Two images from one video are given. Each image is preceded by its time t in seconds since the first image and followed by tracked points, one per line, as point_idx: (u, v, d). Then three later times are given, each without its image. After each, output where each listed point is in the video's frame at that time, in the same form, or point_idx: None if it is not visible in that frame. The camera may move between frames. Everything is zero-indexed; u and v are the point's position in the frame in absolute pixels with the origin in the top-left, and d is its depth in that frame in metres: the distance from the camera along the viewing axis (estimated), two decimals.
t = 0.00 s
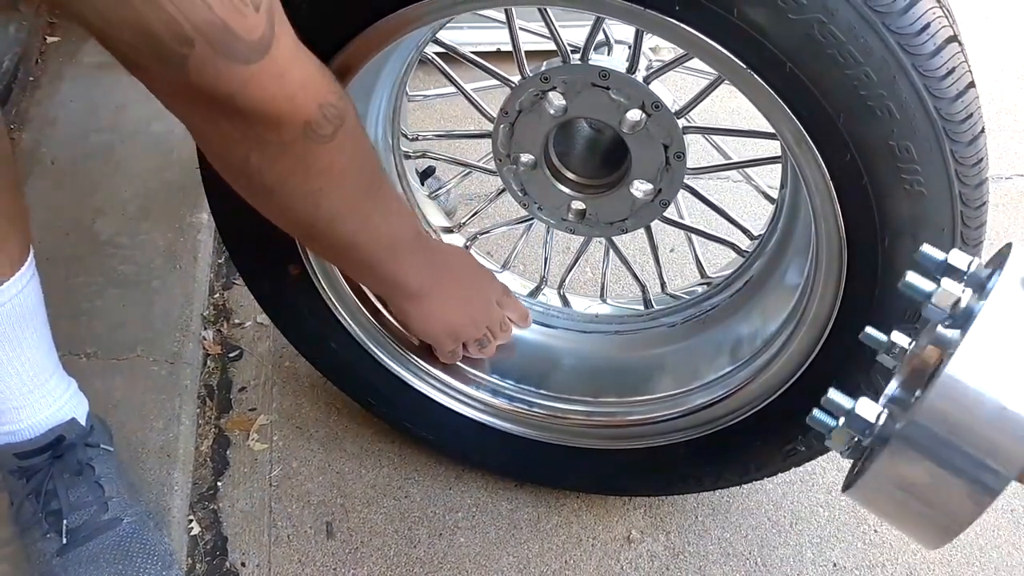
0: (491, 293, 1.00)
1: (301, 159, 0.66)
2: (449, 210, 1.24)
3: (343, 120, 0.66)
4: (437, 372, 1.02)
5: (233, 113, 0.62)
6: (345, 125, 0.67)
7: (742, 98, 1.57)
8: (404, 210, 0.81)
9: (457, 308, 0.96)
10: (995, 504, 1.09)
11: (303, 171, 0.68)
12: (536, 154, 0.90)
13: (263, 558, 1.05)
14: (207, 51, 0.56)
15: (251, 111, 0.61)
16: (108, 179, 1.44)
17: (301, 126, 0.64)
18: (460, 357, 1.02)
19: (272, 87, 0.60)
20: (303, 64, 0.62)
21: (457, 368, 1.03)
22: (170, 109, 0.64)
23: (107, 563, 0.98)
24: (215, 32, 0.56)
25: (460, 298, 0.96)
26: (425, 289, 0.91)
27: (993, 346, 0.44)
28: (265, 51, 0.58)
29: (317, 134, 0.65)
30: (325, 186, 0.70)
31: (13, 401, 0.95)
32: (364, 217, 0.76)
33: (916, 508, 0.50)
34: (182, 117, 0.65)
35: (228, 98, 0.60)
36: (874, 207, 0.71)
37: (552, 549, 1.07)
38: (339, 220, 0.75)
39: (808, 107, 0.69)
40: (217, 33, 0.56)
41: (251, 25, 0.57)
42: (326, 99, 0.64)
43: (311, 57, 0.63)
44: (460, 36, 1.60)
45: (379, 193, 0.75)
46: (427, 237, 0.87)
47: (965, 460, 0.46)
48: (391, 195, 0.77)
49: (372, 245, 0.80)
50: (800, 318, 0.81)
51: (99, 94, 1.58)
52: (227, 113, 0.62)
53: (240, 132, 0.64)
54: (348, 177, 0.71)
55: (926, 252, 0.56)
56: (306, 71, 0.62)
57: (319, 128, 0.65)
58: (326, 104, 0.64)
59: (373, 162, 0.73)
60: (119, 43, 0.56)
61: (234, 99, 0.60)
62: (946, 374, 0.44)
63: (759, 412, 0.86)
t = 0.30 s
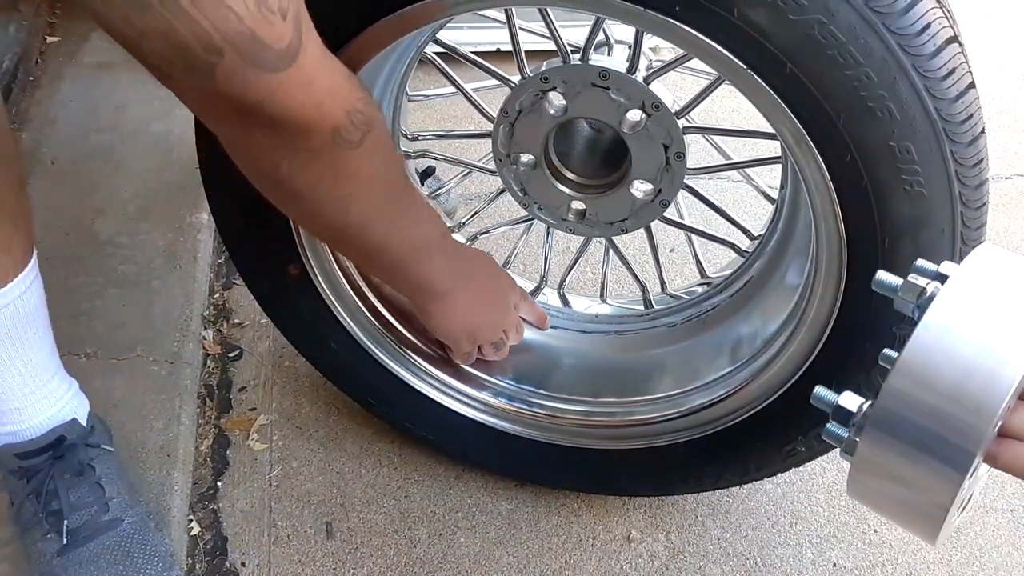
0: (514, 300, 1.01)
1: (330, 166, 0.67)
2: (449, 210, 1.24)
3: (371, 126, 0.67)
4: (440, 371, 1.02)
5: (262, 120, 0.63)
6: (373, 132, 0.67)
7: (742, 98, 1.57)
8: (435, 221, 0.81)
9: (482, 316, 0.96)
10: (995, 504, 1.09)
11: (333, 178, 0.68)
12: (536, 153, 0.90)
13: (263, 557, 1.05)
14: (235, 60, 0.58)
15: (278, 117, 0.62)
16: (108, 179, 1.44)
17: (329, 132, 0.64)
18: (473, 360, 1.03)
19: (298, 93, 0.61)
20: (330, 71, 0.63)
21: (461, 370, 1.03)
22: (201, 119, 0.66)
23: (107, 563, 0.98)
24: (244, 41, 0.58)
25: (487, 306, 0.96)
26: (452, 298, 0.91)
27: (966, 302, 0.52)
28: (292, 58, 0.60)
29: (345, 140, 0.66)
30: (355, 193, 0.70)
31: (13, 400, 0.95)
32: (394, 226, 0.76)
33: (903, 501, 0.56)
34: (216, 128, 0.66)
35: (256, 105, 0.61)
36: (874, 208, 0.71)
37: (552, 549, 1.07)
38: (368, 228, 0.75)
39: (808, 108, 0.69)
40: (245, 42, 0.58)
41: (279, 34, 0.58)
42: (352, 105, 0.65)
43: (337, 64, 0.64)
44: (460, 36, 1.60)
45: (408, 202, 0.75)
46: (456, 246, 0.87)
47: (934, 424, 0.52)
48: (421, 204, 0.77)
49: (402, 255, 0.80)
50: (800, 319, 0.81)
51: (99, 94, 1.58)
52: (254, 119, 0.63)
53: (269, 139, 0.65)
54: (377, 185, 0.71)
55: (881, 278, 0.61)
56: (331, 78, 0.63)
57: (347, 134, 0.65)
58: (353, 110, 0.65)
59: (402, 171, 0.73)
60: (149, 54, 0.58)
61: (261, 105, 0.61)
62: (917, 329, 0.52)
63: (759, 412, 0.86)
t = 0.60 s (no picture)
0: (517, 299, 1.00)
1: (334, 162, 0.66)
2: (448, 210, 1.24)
3: (376, 123, 0.66)
4: (440, 370, 1.02)
5: (266, 116, 0.63)
6: (378, 130, 0.67)
7: (742, 98, 1.57)
8: (438, 219, 0.80)
9: (485, 314, 0.96)
10: (996, 505, 1.09)
11: (337, 174, 0.68)
12: (535, 153, 0.90)
13: (263, 558, 1.05)
14: (242, 57, 0.58)
15: (283, 114, 0.62)
16: (106, 178, 1.44)
17: (334, 130, 0.64)
18: (469, 357, 1.03)
19: (305, 90, 0.61)
20: (335, 68, 0.63)
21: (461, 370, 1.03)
22: (206, 113, 0.66)
23: (107, 564, 0.98)
24: (251, 38, 0.58)
25: (490, 305, 0.96)
26: (454, 296, 0.91)
27: (948, 319, 0.53)
28: (299, 55, 0.60)
29: (349, 137, 0.65)
30: (358, 189, 0.70)
31: (14, 401, 0.94)
32: (396, 224, 0.76)
33: (903, 504, 0.57)
34: (221, 125, 0.66)
35: (261, 102, 0.61)
36: (874, 207, 0.71)
37: (553, 549, 1.06)
38: (370, 225, 0.74)
39: (809, 106, 0.69)
40: (252, 39, 0.58)
41: (285, 31, 0.59)
42: (358, 102, 0.65)
43: (343, 62, 0.64)
44: (460, 35, 1.60)
45: (412, 199, 0.75)
46: (460, 245, 0.86)
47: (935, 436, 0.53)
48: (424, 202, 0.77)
49: (405, 252, 0.80)
50: (801, 319, 0.80)
51: (98, 93, 1.58)
52: (260, 115, 0.63)
53: (272, 135, 0.65)
54: (381, 182, 0.70)
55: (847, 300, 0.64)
56: (337, 75, 0.63)
57: (352, 132, 0.65)
58: (358, 107, 0.65)
59: (405, 168, 0.73)
60: (155, 52, 0.58)
61: (267, 102, 0.61)
62: (903, 352, 0.53)
63: (760, 412, 0.86)
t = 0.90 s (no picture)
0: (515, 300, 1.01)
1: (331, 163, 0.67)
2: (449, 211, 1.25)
3: (374, 125, 0.67)
4: (440, 369, 1.02)
5: (264, 116, 0.64)
6: (376, 133, 0.68)
7: (743, 98, 1.57)
8: (436, 221, 0.81)
9: (483, 314, 0.96)
10: (995, 505, 1.09)
11: (334, 175, 0.69)
12: (536, 154, 0.90)
13: (264, 557, 1.05)
14: (241, 59, 0.58)
15: (282, 115, 0.63)
16: (108, 178, 1.44)
17: (332, 131, 0.65)
18: (464, 356, 1.03)
19: (303, 92, 0.62)
20: (334, 70, 0.63)
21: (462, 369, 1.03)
22: (206, 113, 0.66)
23: (110, 563, 0.99)
24: (250, 40, 0.57)
25: (489, 306, 0.96)
26: (451, 296, 0.91)
27: (928, 330, 0.52)
28: (299, 58, 0.60)
29: (347, 139, 0.66)
30: (356, 190, 0.70)
31: (16, 401, 0.93)
32: (394, 225, 0.76)
33: (898, 509, 0.56)
34: (219, 124, 0.67)
35: (260, 103, 0.62)
36: (875, 208, 0.71)
37: (553, 549, 1.07)
38: (368, 226, 0.75)
39: (809, 108, 0.69)
40: (251, 41, 0.57)
41: (285, 34, 0.59)
42: (356, 104, 0.65)
43: (343, 65, 0.65)
44: (461, 36, 1.60)
45: (410, 201, 0.75)
46: (458, 246, 0.87)
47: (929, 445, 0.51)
48: (422, 204, 0.78)
49: (402, 252, 0.80)
50: (800, 319, 0.81)
51: (100, 92, 1.58)
52: (259, 115, 0.63)
53: (271, 135, 0.66)
54: (379, 184, 0.71)
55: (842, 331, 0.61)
56: (336, 77, 0.63)
57: (349, 133, 0.66)
58: (357, 110, 0.65)
59: (404, 171, 0.73)
60: (155, 55, 0.58)
61: (265, 103, 0.62)
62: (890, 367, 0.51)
63: (759, 413, 0.86)
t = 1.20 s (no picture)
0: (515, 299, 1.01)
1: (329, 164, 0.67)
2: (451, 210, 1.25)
3: (372, 126, 0.67)
4: (442, 369, 1.02)
5: (261, 117, 0.64)
6: (374, 133, 0.68)
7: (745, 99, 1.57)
8: (436, 219, 0.81)
9: (483, 313, 0.96)
10: (996, 506, 1.09)
11: (333, 176, 0.69)
12: (539, 153, 0.90)
13: (265, 556, 1.06)
14: (239, 60, 0.58)
15: (280, 117, 0.63)
16: (110, 177, 1.44)
17: (330, 132, 0.65)
18: (466, 356, 1.03)
19: (300, 95, 0.62)
20: (331, 72, 0.63)
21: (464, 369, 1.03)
22: (204, 115, 0.66)
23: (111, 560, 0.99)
24: (248, 41, 0.58)
25: (489, 305, 0.96)
26: (451, 295, 0.91)
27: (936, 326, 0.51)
28: (296, 59, 0.60)
29: (345, 140, 0.66)
30: (356, 190, 0.70)
31: (17, 400, 0.94)
32: (394, 224, 0.76)
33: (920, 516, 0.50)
34: (218, 126, 0.67)
35: (258, 105, 0.62)
36: (878, 208, 0.71)
37: (554, 548, 1.07)
38: (369, 225, 0.75)
39: (812, 108, 0.69)
40: (248, 41, 0.58)
41: (282, 34, 0.59)
42: (353, 105, 0.65)
43: (340, 66, 0.65)
44: (464, 35, 1.60)
45: (410, 200, 0.75)
46: (459, 245, 0.87)
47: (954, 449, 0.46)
48: (422, 203, 0.78)
49: (403, 251, 0.80)
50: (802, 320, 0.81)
51: (103, 91, 1.58)
52: (255, 117, 0.63)
53: (269, 137, 0.66)
54: (378, 184, 0.71)
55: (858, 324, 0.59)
56: (332, 79, 0.63)
57: (347, 134, 0.66)
58: (354, 111, 0.65)
59: (404, 169, 0.73)
60: (153, 55, 0.58)
61: (263, 105, 0.62)
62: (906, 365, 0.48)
63: (761, 413, 0.86)
